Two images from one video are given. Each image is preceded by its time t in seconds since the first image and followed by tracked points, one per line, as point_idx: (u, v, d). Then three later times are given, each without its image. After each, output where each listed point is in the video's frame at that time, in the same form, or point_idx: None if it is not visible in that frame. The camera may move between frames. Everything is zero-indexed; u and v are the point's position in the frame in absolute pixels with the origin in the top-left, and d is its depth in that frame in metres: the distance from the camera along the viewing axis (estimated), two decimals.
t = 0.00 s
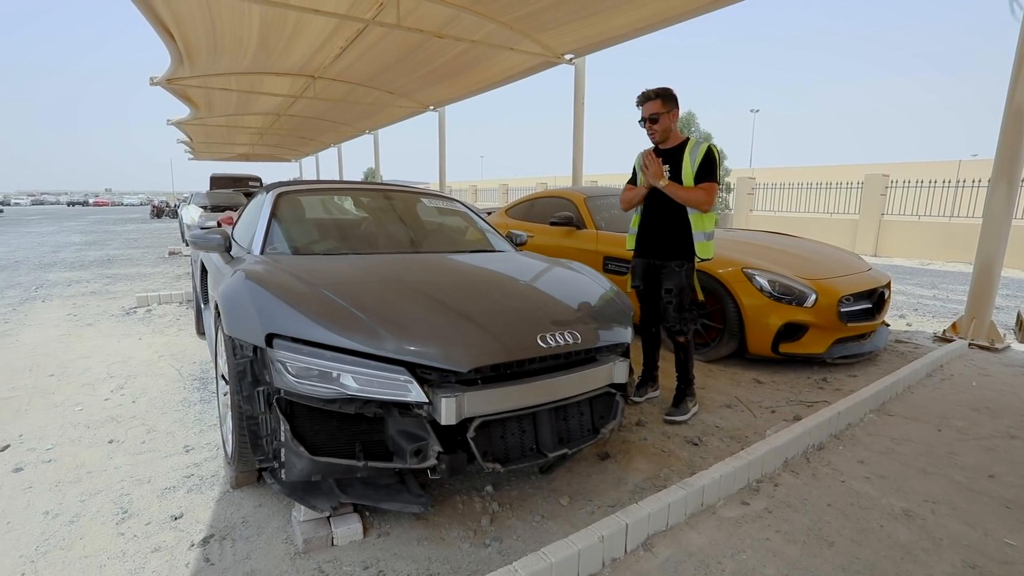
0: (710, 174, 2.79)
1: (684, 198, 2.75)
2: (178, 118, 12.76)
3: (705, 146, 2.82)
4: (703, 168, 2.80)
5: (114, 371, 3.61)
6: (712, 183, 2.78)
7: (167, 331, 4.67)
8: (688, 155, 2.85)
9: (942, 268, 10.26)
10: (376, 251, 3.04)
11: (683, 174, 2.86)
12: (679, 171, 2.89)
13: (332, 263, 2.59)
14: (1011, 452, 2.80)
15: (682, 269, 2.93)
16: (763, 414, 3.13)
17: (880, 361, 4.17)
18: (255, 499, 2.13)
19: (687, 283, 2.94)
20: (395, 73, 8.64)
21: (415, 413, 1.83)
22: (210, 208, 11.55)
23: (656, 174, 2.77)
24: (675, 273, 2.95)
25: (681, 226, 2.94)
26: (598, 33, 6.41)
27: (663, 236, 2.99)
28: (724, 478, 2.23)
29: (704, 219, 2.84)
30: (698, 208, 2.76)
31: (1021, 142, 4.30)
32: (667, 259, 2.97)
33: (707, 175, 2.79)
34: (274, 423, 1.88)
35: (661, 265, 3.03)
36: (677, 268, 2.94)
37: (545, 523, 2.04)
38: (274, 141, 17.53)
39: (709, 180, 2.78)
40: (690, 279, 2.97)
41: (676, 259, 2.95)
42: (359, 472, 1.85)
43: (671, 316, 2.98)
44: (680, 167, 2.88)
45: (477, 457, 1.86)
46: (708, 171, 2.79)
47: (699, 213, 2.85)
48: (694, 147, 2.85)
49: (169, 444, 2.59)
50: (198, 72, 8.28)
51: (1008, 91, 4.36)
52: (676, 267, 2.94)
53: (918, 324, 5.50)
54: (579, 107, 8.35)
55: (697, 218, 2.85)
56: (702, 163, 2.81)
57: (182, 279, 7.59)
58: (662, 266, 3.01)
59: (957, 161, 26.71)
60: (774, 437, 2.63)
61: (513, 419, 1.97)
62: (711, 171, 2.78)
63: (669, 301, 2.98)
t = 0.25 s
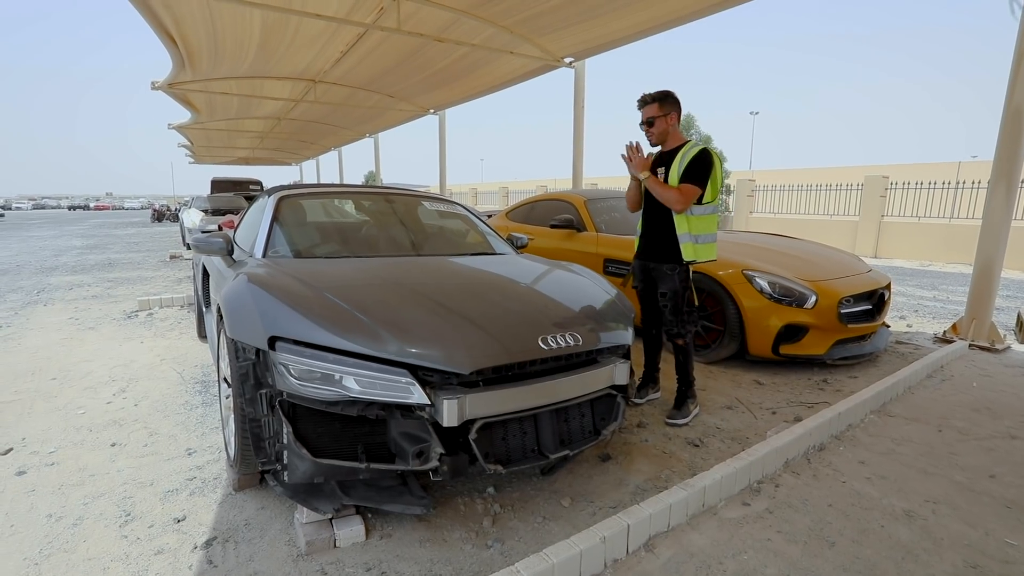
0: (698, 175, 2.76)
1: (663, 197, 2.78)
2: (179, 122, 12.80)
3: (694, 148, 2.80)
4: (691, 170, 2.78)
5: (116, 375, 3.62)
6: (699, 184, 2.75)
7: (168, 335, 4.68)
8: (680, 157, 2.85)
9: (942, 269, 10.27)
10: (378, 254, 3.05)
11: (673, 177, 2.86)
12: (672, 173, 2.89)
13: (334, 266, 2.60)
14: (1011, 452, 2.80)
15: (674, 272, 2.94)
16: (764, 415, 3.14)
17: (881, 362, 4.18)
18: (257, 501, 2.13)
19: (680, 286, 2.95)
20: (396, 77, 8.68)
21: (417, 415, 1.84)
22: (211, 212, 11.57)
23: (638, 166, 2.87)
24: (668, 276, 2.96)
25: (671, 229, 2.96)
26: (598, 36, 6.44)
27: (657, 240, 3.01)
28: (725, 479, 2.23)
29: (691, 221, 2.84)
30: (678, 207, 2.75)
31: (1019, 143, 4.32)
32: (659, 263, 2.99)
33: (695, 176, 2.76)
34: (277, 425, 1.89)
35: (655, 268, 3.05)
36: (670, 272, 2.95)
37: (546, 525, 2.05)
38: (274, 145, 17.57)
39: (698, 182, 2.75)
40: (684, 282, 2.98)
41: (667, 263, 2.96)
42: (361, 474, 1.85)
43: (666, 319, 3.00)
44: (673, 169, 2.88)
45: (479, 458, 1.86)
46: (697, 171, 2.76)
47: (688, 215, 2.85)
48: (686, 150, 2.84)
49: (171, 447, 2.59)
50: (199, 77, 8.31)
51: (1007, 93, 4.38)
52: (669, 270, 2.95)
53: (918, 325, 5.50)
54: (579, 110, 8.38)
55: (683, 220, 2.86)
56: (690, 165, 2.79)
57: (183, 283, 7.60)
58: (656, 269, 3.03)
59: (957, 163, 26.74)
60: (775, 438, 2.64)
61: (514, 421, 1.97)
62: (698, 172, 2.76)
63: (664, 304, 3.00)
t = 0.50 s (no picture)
0: (684, 175, 2.77)
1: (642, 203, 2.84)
2: (174, 121, 12.74)
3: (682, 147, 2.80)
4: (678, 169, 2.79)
5: (113, 375, 3.61)
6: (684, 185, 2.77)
7: (164, 335, 4.66)
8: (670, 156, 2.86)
9: (937, 265, 10.32)
10: (374, 252, 3.05)
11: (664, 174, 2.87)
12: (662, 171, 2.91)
13: (331, 264, 2.60)
14: (1005, 446, 2.82)
15: (663, 270, 2.95)
16: (761, 410, 3.15)
17: (877, 358, 4.20)
18: (256, 500, 2.13)
19: (669, 285, 2.96)
20: (391, 75, 8.66)
21: (415, 412, 1.84)
22: (206, 211, 11.53)
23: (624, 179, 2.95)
24: (657, 274, 2.97)
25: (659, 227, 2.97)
26: (594, 33, 6.43)
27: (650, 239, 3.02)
28: (722, 474, 2.25)
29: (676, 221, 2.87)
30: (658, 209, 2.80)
31: (1013, 139, 4.34)
32: (650, 260, 3.00)
33: (682, 176, 2.77)
34: (275, 423, 1.89)
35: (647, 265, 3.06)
36: (659, 270, 2.96)
37: (545, 521, 2.05)
38: (270, 143, 17.52)
39: (683, 182, 2.77)
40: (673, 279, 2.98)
41: (656, 261, 2.97)
42: (360, 472, 1.86)
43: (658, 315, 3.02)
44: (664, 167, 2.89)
45: (478, 455, 1.87)
46: (684, 170, 2.77)
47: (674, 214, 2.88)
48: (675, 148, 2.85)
49: (169, 446, 2.59)
50: (194, 75, 8.28)
51: (1001, 89, 4.40)
52: (658, 268, 2.96)
53: (913, 320, 5.53)
54: (575, 108, 8.38)
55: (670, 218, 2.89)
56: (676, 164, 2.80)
57: (179, 282, 7.58)
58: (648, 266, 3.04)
59: (951, 159, 26.84)
60: (771, 433, 2.65)
61: (512, 417, 1.98)
62: (682, 172, 2.77)
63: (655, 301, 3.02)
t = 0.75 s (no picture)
0: (683, 173, 2.76)
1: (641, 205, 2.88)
2: (173, 120, 12.72)
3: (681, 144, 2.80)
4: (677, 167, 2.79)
5: (115, 375, 3.61)
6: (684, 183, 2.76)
7: (165, 334, 4.66)
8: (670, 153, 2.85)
9: (938, 260, 10.30)
10: (375, 250, 3.05)
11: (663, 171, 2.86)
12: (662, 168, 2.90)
13: (333, 263, 2.59)
14: (1010, 441, 2.81)
15: (662, 267, 2.94)
16: (764, 407, 3.14)
17: (879, 353, 4.19)
18: (259, 500, 2.13)
19: (668, 281, 2.96)
20: (390, 73, 8.63)
21: (418, 411, 1.83)
22: (206, 210, 11.53)
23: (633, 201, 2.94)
24: (656, 270, 2.96)
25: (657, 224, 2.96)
26: (593, 29, 6.40)
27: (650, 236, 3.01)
28: (726, 471, 2.24)
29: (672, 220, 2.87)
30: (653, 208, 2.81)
31: (1016, 133, 4.32)
32: (650, 257, 2.99)
33: (681, 174, 2.76)
34: (277, 423, 1.89)
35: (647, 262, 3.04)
36: (658, 266, 2.94)
37: (549, 519, 2.05)
38: (269, 142, 17.49)
39: (680, 181, 2.76)
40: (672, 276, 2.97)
41: (656, 257, 2.95)
42: (363, 471, 1.85)
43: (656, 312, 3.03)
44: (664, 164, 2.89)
45: (481, 454, 1.86)
46: (683, 168, 2.76)
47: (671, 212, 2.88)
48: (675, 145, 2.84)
49: (171, 446, 2.59)
50: (193, 74, 8.26)
51: (1003, 83, 4.38)
52: (657, 265, 2.95)
53: (915, 315, 5.52)
54: (575, 105, 8.36)
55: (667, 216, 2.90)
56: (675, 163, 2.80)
57: (179, 282, 7.57)
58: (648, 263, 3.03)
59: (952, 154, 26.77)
60: (775, 429, 2.64)
61: (515, 416, 1.97)
62: (682, 170, 2.76)
63: (654, 297, 3.01)
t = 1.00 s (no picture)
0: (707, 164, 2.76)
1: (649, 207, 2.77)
2: (136, 112, 12.20)
3: (700, 136, 2.79)
4: (698, 158, 2.76)
5: (73, 382, 3.38)
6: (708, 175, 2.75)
7: (129, 337, 4.41)
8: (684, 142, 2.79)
9: (909, 253, 10.53)
10: (353, 247, 2.89)
11: (675, 161, 2.78)
12: (673, 157, 2.80)
13: (308, 261, 2.43)
14: (995, 434, 2.82)
15: (677, 262, 2.84)
16: (753, 404, 3.10)
17: (862, 347, 4.21)
18: (231, 517, 1.98)
19: (681, 276, 2.86)
20: (365, 64, 8.39)
21: (404, 421, 1.71)
22: (173, 205, 11.11)
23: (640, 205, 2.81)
24: (669, 266, 2.85)
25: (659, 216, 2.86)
26: (574, 21, 6.30)
27: (651, 229, 2.90)
28: (723, 474, 2.18)
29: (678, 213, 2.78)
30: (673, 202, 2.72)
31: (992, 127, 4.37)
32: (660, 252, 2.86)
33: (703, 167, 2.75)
34: (250, 436, 1.74)
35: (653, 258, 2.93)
36: (674, 261, 2.83)
37: (542, 529, 1.95)
38: (239, 135, 16.97)
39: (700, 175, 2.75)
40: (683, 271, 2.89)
41: (670, 252, 2.84)
42: (345, 486, 1.72)
43: (664, 310, 2.90)
44: (674, 153, 2.80)
45: (472, 465, 1.75)
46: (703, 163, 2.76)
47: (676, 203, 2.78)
48: (690, 134, 2.81)
49: (134, 460, 2.41)
50: (156, 63, 7.90)
51: (980, 79, 4.42)
52: (672, 259, 2.84)
53: (892, 308, 5.59)
54: (554, 98, 8.25)
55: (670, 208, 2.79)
56: (698, 154, 2.77)
57: (145, 280, 7.25)
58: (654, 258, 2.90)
59: (918, 149, 27.52)
60: (768, 428, 2.59)
61: (507, 423, 1.87)
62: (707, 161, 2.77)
63: (662, 294, 2.88)
